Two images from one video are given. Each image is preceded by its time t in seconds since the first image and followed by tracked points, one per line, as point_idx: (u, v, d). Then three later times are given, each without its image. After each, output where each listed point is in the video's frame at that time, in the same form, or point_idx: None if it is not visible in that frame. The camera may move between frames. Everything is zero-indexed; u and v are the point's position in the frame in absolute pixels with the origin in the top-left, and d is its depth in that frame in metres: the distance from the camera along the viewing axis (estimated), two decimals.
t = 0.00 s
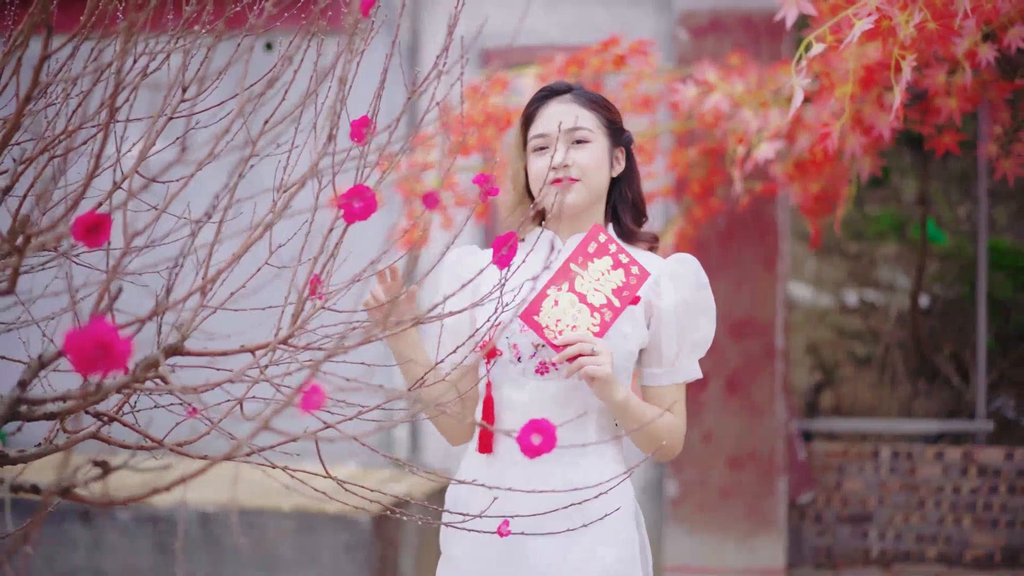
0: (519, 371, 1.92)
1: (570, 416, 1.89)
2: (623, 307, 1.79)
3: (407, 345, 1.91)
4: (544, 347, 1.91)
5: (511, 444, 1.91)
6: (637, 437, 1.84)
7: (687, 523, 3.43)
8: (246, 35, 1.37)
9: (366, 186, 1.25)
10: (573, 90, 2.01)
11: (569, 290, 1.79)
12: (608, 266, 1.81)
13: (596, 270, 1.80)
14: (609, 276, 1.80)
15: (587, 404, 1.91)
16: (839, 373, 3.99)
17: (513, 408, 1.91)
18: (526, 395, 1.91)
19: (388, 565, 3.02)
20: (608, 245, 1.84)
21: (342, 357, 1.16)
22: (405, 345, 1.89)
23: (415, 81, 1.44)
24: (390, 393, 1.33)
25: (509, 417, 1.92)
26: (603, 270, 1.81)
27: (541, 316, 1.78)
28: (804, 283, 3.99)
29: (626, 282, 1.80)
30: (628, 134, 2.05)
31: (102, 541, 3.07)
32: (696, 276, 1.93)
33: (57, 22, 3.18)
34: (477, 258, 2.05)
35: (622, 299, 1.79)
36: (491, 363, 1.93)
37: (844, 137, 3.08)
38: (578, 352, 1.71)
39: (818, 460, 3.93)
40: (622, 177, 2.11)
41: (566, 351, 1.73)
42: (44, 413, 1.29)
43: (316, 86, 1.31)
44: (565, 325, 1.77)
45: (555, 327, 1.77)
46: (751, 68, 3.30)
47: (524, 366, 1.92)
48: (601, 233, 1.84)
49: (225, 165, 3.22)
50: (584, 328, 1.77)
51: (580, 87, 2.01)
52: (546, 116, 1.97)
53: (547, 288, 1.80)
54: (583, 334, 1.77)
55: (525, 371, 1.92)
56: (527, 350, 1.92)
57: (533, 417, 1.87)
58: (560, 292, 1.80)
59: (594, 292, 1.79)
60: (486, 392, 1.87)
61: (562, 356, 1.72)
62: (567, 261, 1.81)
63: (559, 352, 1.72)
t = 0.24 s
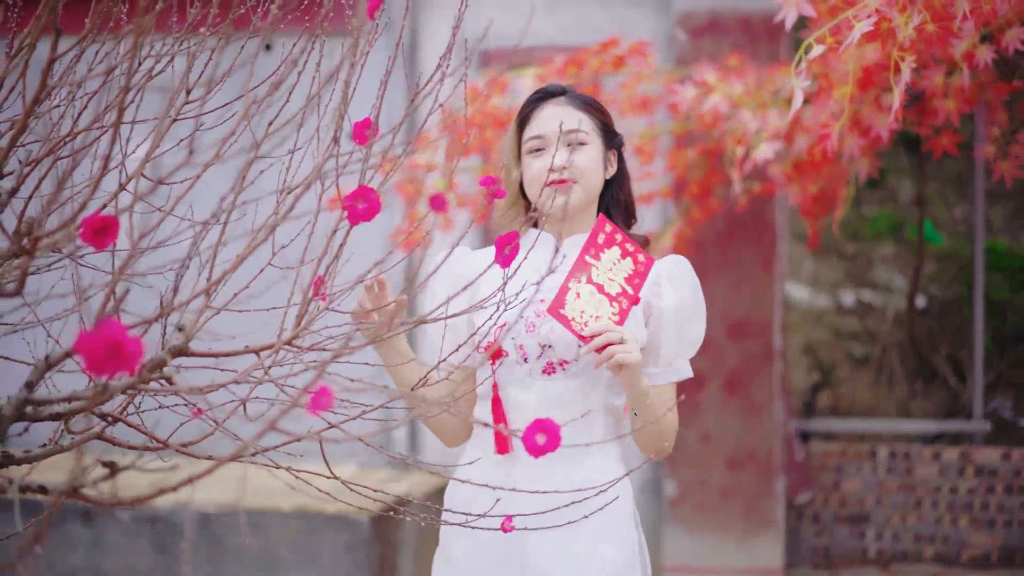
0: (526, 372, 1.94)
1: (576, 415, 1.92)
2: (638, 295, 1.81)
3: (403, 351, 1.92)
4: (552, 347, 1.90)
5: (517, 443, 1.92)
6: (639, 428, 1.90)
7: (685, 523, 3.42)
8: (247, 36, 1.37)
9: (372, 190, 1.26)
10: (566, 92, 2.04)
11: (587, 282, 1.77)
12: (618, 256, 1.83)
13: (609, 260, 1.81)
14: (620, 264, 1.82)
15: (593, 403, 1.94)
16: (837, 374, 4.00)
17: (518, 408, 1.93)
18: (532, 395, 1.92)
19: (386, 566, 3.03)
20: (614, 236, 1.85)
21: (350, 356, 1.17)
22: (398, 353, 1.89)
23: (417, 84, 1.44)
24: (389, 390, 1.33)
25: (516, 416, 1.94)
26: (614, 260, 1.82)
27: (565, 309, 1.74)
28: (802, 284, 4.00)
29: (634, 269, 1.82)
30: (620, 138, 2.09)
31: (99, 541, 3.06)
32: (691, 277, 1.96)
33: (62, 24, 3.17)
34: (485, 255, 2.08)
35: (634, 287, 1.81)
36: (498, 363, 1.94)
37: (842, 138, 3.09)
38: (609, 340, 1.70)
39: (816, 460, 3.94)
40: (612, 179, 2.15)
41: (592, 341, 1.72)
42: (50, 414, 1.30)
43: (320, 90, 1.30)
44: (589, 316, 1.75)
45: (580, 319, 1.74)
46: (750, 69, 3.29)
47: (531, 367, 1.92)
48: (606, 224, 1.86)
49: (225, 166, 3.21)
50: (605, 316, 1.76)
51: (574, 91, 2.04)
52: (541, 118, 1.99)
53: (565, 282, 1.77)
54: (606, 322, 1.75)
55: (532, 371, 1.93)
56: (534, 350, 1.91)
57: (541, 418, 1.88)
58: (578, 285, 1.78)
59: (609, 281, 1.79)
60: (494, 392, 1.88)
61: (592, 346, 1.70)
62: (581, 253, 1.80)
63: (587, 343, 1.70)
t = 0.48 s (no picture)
0: (529, 372, 1.94)
1: (579, 415, 1.93)
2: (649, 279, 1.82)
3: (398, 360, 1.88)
4: (555, 347, 1.92)
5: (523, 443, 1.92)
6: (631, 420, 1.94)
7: (683, 523, 3.42)
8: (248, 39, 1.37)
9: (376, 193, 1.26)
10: (560, 93, 2.05)
11: (605, 269, 1.77)
12: (629, 241, 1.81)
13: (621, 246, 1.79)
14: (631, 249, 1.81)
15: (593, 405, 1.95)
16: (835, 374, 4.01)
17: (523, 409, 1.93)
18: (534, 396, 1.93)
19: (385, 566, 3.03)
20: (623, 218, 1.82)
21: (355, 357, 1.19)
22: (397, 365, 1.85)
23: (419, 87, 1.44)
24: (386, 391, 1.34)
25: (519, 417, 1.94)
26: (625, 246, 1.81)
27: (587, 298, 1.73)
28: (800, 284, 4.02)
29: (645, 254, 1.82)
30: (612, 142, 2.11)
31: (97, 543, 3.05)
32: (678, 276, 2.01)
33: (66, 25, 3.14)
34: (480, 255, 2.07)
35: (646, 272, 1.81)
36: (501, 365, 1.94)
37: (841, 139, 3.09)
38: (631, 328, 1.73)
39: (814, 460, 3.94)
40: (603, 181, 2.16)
41: (613, 328, 1.75)
42: (53, 416, 1.30)
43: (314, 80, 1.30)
44: (609, 305, 1.75)
45: (601, 307, 1.75)
46: (749, 71, 3.29)
47: (535, 366, 1.93)
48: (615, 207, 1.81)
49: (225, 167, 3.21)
50: (623, 303, 1.77)
51: (569, 94, 2.06)
52: (534, 119, 1.99)
53: (584, 271, 1.75)
54: (624, 309, 1.77)
55: (535, 371, 1.93)
56: (537, 351, 1.93)
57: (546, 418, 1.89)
58: (596, 273, 1.76)
59: (623, 268, 1.78)
60: (499, 394, 1.87)
61: (614, 334, 1.72)
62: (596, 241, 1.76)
63: (610, 331, 1.73)
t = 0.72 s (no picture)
0: (530, 372, 1.94)
1: (581, 418, 1.93)
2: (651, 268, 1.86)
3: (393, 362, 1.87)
4: (557, 347, 1.93)
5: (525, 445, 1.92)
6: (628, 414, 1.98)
7: (684, 525, 3.40)
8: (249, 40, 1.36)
9: (377, 194, 1.26)
10: (557, 95, 2.05)
11: (614, 260, 1.78)
12: (632, 233, 1.82)
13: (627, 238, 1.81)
14: (634, 241, 1.83)
15: (592, 409, 1.95)
16: (833, 374, 4.01)
17: (526, 410, 1.93)
18: (534, 397, 1.93)
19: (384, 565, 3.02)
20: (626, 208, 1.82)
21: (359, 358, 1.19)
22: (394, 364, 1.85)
23: (421, 89, 1.44)
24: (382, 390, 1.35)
25: (519, 418, 1.94)
26: (629, 237, 1.82)
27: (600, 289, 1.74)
28: (799, 284, 4.02)
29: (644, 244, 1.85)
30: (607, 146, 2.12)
31: (95, 544, 3.04)
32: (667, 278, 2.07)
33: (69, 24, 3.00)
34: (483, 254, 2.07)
35: (646, 262, 1.84)
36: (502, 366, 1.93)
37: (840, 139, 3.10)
38: (639, 317, 1.77)
39: (813, 460, 3.95)
40: (596, 185, 2.17)
41: (621, 317, 1.79)
42: (55, 416, 1.32)
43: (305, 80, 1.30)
44: (618, 295, 1.78)
45: (610, 297, 1.77)
46: (748, 71, 3.29)
47: (537, 366, 1.93)
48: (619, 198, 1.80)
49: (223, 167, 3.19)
50: (629, 292, 1.80)
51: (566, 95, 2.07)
52: (530, 120, 2.00)
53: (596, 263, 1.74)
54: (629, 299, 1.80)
55: (536, 371, 1.93)
56: (539, 351, 1.93)
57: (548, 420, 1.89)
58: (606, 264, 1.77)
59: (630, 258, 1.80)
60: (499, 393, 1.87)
61: (624, 323, 1.77)
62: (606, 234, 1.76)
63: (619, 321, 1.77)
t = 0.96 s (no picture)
0: (530, 373, 1.93)
1: (580, 420, 1.95)
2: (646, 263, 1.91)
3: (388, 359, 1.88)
4: (556, 350, 1.93)
5: (524, 445, 1.92)
6: (621, 416, 2.01)
7: (685, 525, 3.39)
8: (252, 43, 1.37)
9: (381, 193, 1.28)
10: (551, 98, 2.08)
11: (614, 256, 1.81)
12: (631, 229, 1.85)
13: (626, 234, 1.83)
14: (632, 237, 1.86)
15: (588, 411, 1.97)
16: (831, 375, 4.02)
17: (527, 411, 1.93)
18: (534, 398, 1.93)
19: (384, 565, 3.02)
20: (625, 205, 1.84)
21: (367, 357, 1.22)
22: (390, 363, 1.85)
23: (423, 92, 1.45)
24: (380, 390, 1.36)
25: (519, 418, 1.94)
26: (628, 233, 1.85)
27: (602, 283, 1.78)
28: (797, 285, 4.01)
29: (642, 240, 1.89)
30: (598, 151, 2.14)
31: (95, 545, 3.04)
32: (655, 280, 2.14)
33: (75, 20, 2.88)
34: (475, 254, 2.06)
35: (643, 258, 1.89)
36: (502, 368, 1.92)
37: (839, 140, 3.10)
38: (640, 311, 1.80)
39: (812, 460, 3.96)
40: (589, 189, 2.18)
41: (622, 310, 1.82)
42: (59, 416, 1.33)
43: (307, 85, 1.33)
44: (618, 290, 1.83)
45: (610, 291, 1.81)
46: (746, 73, 3.30)
47: (536, 369, 1.93)
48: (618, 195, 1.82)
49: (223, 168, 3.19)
50: (628, 287, 1.85)
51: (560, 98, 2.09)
52: (526, 121, 2.01)
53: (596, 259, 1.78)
54: (629, 293, 1.84)
55: (536, 373, 1.93)
56: (539, 354, 1.93)
57: (550, 421, 1.89)
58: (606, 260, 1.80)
59: (628, 254, 1.84)
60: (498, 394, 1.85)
61: (626, 316, 1.80)
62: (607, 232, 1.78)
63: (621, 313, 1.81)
